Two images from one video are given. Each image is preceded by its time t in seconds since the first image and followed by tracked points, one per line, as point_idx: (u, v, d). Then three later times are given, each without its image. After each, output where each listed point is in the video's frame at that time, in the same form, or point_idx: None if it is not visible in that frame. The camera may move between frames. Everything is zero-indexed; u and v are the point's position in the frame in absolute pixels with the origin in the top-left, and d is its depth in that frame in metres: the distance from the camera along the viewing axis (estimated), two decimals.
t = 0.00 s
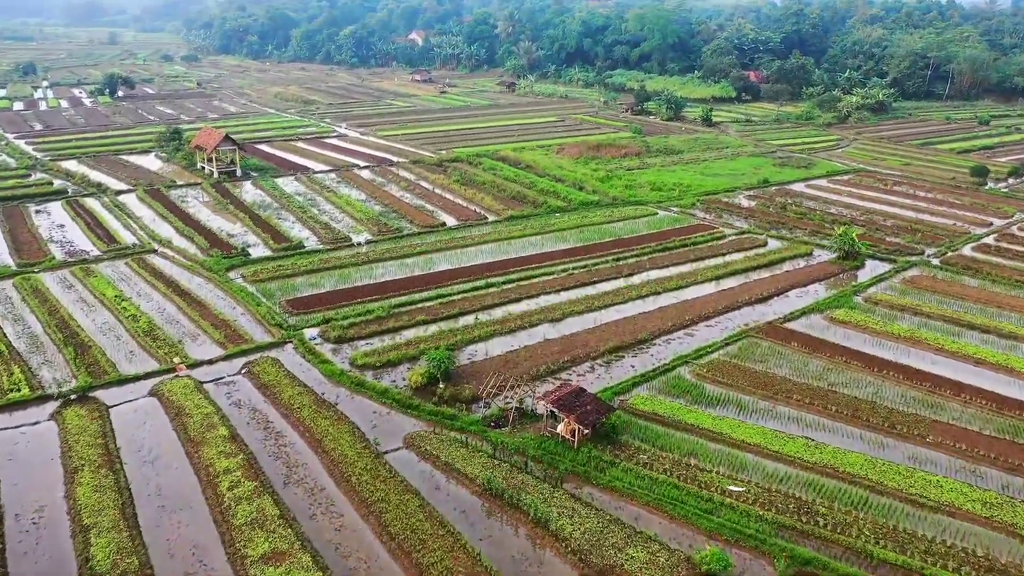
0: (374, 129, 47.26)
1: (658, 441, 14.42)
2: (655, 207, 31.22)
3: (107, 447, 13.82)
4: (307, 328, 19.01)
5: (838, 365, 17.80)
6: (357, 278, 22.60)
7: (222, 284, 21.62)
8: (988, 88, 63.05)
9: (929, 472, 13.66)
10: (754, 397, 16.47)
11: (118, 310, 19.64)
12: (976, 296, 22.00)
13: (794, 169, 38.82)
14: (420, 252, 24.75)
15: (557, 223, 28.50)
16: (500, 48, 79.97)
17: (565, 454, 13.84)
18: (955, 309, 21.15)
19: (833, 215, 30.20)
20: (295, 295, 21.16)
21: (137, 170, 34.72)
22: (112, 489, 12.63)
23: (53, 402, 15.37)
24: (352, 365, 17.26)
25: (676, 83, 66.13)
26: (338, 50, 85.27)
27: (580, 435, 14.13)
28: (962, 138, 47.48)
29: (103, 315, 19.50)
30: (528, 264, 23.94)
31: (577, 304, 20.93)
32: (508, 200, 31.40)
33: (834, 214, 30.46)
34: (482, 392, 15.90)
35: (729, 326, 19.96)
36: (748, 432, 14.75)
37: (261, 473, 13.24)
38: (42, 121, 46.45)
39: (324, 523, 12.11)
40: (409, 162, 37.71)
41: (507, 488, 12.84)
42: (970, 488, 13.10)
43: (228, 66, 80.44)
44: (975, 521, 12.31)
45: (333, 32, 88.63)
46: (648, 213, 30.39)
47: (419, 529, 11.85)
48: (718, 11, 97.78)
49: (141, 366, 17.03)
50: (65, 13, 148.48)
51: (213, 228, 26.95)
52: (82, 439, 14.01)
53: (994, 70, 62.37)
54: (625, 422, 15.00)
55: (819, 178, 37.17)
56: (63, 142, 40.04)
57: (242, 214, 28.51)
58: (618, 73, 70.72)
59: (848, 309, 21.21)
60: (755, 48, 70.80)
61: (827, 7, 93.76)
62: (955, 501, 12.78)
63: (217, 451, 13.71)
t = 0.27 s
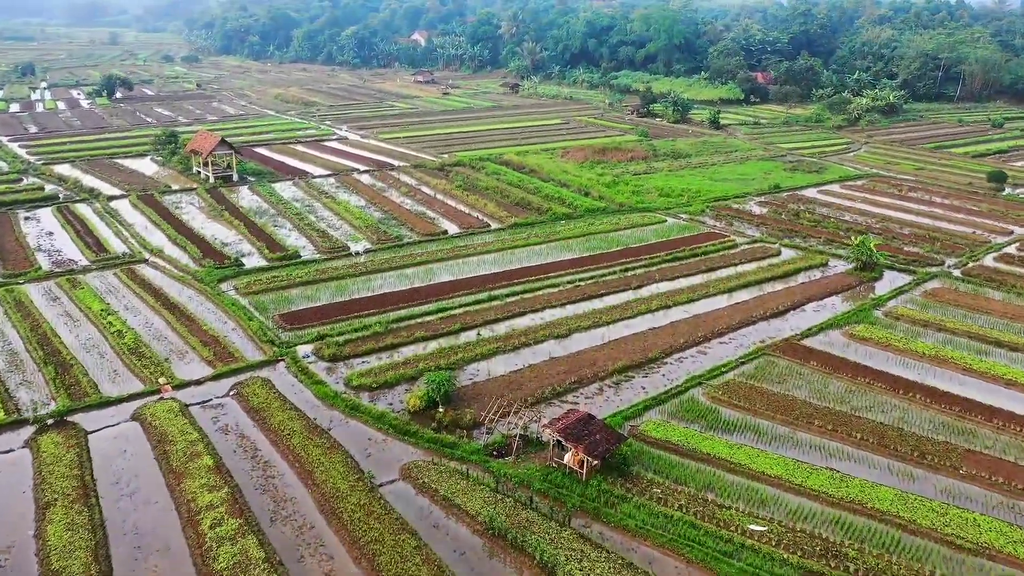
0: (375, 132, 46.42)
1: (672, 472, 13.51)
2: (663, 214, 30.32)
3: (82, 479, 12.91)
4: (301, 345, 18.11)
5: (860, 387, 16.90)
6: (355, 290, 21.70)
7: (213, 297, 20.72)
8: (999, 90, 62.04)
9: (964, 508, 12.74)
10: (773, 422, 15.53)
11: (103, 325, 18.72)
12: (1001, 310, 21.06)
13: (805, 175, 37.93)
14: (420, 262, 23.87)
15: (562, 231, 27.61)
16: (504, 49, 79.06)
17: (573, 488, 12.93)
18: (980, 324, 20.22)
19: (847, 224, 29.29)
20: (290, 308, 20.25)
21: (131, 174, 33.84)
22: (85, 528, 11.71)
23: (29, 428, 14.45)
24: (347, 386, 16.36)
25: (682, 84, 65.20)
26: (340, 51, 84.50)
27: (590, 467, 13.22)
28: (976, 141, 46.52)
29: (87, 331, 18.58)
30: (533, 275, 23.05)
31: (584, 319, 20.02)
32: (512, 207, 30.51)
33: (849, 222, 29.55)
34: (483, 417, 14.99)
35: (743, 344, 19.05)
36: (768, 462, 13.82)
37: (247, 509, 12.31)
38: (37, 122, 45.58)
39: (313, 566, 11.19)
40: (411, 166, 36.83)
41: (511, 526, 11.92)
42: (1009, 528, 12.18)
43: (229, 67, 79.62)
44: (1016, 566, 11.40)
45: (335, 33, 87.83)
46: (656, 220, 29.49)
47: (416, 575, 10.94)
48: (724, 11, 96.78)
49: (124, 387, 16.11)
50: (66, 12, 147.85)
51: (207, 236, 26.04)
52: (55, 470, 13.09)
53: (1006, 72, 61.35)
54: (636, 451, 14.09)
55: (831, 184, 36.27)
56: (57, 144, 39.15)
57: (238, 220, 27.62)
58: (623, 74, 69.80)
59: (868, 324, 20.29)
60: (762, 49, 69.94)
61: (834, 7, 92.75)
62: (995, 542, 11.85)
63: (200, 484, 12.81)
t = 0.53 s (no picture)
0: (381, 134, 45.61)
1: (692, 508, 12.57)
2: (677, 222, 29.37)
3: (59, 514, 12.03)
4: (298, 364, 17.22)
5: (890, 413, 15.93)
6: (356, 303, 20.83)
7: (208, 310, 19.84)
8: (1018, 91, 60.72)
9: (1010, 554, 11.78)
10: (798, 452, 14.55)
11: (91, 341, 17.85)
12: None
13: (821, 181, 36.91)
14: (425, 273, 22.99)
15: (572, 240, 26.70)
16: (512, 49, 78.15)
17: (586, 528, 11.99)
18: (1014, 343, 19.18)
19: (868, 232, 28.27)
20: (288, 322, 19.38)
21: (131, 178, 33.08)
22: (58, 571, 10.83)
23: (7, 455, 13.59)
24: (346, 409, 15.46)
25: (693, 86, 64.18)
26: (346, 51, 83.80)
27: (605, 505, 12.28)
28: (996, 145, 45.33)
29: (75, 346, 17.71)
30: (543, 288, 22.15)
31: (596, 335, 19.09)
32: (521, 214, 29.61)
33: (869, 231, 28.53)
34: (489, 445, 14.07)
35: (764, 364, 18.08)
36: (796, 499, 12.84)
37: (234, 549, 11.43)
38: (38, 124, 44.91)
39: None
40: (417, 170, 35.98)
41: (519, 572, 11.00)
42: None
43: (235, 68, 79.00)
44: None
45: (342, 33, 87.13)
46: (669, 229, 28.54)
47: None
48: (735, 11, 95.63)
49: (111, 409, 15.23)
50: (75, 13, 147.87)
51: (205, 244, 25.18)
52: (31, 504, 12.21)
53: None
54: (653, 485, 13.15)
55: (849, 190, 35.22)
56: (57, 147, 38.43)
57: (238, 228, 26.79)
58: (633, 75, 68.81)
59: (895, 342, 19.29)
60: (775, 50, 68.95)
61: (847, 7, 91.49)
62: None
63: (185, 520, 11.92)
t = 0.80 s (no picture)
0: (389, 136, 44.83)
1: (716, 552, 11.61)
2: (692, 231, 28.40)
3: (33, 554, 11.20)
4: (296, 384, 16.33)
5: (925, 443, 14.90)
6: (358, 317, 19.95)
7: (203, 325, 18.98)
8: None
9: None
10: (828, 486, 13.54)
11: (80, 358, 17.02)
12: None
13: (840, 187, 35.86)
14: (431, 284, 22.11)
15: (584, 249, 25.76)
16: (522, 50, 77.23)
17: None
18: None
19: (891, 243, 27.21)
20: (287, 338, 18.52)
21: (132, 183, 32.32)
22: None
23: None
24: (344, 436, 14.55)
25: (706, 87, 63.13)
26: (355, 52, 83.14)
27: (621, 550, 11.32)
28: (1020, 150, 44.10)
29: (63, 364, 16.89)
30: (553, 301, 21.23)
31: (610, 354, 18.13)
32: (530, 221, 28.69)
33: (893, 241, 27.47)
34: (496, 478, 13.14)
35: (788, 386, 17.08)
36: (828, 542, 11.84)
37: None
38: (42, 126, 44.30)
39: None
40: (424, 175, 35.13)
41: None
42: None
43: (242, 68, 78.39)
44: None
45: (351, 34, 86.44)
46: (684, 237, 27.57)
47: None
48: (748, 11, 94.37)
49: (96, 434, 14.38)
50: (85, 13, 148.08)
51: (205, 252, 24.35)
52: (4, 543, 11.38)
53: None
54: (673, 525, 12.20)
55: (869, 197, 34.16)
56: (59, 150, 37.74)
57: (239, 235, 25.95)
58: (645, 77, 67.82)
59: (926, 363, 18.24)
60: (789, 51, 67.90)
61: (863, 7, 90.14)
62: None
63: (167, 564, 11.05)
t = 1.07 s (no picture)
0: (397, 139, 44.04)
1: None
2: (708, 240, 27.42)
3: None
4: (292, 407, 15.46)
5: (965, 477, 13.88)
6: (360, 332, 19.07)
7: (198, 340, 18.15)
8: None
9: None
10: (862, 526, 12.53)
11: (67, 376, 16.20)
12: None
13: (861, 194, 34.76)
14: (436, 297, 21.22)
15: (596, 260, 24.81)
16: (533, 51, 76.28)
17: None
18: None
19: (917, 253, 26.13)
20: (285, 355, 17.67)
21: (133, 187, 31.61)
22: None
23: None
24: (341, 465, 13.66)
25: (720, 90, 62.05)
26: (364, 53, 82.46)
27: None
28: None
29: (49, 382, 16.06)
30: (565, 316, 20.30)
31: (625, 375, 17.16)
32: (541, 229, 27.75)
33: (919, 251, 26.39)
34: (503, 516, 12.22)
35: (814, 411, 16.07)
36: None
37: None
38: (45, 127, 43.72)
39: None
40: (432, 180, 34.24)
41: None
42: None
43: (251, 69, 77.87)
44: None
45: (360, 34, 85.75)
46: (700, 247, 26.58)
47: None
48: (762, 11, 93.08)
49: (79, 461, 13.53)
50: (97, 13, 148.31)
51: (203, 262, 23.52)
52: None
53: None
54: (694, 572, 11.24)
55: (891, 204, 33.06)
56: (61, 152, 37.11)
57: (240, 243, 25.16)
58: (658, 78, 66.78)
59: (961, 386, 17.19)
60: (805, 52, 66.68)
61: (879, 7, 88.70)
62: None
63: None
